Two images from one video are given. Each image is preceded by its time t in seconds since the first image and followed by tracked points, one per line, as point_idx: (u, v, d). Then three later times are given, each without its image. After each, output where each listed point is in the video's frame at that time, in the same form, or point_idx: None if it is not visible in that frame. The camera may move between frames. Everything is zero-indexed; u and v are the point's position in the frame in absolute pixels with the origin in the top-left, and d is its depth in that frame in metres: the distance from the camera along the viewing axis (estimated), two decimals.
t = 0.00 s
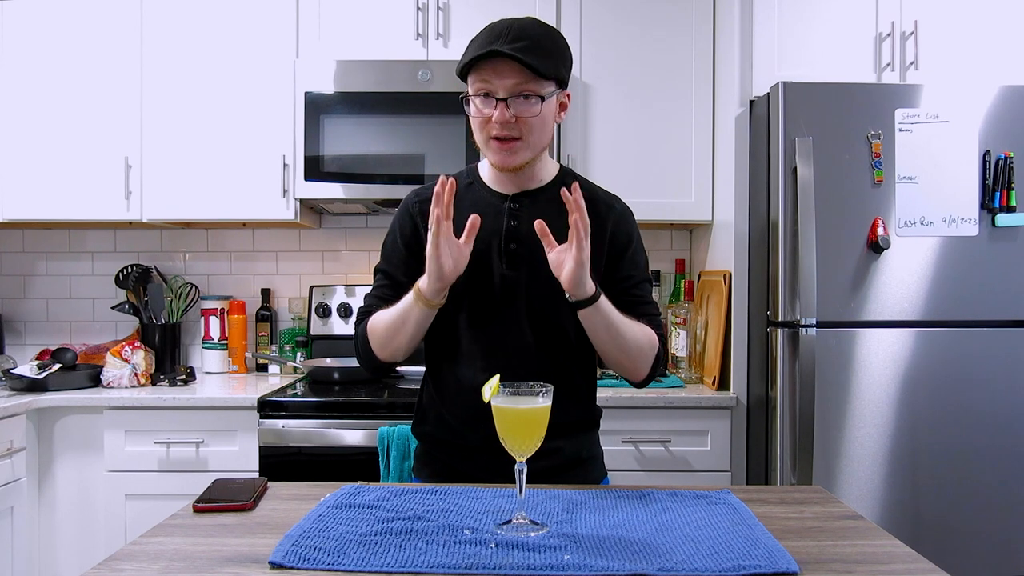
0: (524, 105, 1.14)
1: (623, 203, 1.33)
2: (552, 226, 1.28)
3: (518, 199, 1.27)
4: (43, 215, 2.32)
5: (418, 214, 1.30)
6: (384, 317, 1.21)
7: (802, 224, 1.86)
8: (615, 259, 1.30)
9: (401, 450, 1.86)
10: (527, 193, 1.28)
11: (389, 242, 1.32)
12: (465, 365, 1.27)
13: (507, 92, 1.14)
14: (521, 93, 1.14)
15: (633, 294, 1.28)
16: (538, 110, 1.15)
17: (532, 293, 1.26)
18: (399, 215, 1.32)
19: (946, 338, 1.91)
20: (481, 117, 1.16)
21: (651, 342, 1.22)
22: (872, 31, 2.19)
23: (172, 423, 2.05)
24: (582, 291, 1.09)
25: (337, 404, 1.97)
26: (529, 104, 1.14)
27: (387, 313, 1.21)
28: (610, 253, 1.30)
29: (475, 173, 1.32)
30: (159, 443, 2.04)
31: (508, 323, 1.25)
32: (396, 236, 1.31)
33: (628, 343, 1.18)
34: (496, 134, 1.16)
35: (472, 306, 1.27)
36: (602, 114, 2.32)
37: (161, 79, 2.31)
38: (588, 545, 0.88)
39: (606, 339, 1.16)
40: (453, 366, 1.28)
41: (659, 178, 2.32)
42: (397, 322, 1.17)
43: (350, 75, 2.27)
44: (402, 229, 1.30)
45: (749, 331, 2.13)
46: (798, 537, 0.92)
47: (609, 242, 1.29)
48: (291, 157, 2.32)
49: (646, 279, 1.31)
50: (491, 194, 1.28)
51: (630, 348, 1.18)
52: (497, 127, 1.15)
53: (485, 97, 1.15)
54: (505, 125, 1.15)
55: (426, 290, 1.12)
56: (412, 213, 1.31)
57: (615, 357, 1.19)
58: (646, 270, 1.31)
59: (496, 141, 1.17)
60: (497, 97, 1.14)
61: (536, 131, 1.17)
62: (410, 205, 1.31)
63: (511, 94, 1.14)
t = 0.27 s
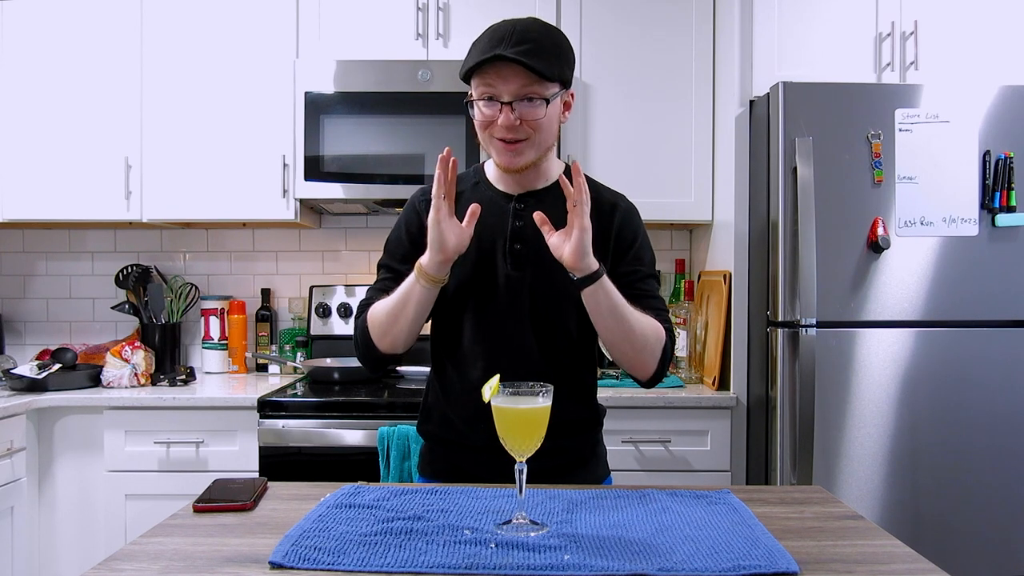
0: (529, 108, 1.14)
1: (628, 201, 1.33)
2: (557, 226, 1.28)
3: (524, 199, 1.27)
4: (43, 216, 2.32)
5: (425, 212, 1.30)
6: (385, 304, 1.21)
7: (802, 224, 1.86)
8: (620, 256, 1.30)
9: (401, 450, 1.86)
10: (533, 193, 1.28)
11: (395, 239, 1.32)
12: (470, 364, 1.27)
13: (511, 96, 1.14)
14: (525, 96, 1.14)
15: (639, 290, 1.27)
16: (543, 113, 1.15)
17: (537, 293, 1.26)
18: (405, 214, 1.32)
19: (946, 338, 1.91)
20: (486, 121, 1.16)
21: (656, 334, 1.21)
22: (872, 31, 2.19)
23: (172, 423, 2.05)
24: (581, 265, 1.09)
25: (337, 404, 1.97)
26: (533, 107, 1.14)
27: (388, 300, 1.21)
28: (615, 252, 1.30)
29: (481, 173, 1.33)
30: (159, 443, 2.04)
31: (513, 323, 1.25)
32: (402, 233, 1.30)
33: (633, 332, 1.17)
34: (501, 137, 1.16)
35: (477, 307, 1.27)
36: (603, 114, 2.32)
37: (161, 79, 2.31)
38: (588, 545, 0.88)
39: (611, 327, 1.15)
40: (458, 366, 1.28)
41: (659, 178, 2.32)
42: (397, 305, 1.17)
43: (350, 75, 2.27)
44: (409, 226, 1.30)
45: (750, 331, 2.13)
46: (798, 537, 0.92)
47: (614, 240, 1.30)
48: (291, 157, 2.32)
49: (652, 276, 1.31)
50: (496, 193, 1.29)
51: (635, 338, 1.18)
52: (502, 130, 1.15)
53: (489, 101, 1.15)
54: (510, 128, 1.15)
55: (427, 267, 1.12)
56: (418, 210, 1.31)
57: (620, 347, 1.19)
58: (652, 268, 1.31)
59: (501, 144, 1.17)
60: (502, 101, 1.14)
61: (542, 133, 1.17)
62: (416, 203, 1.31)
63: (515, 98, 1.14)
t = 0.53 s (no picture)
0: (533, 115, 1.15)
1: (630, 201, 1.33)
2: (559, 228, 1.27)
3: (524, 201, 1.27)
4: (43, 216, 2.32)
5: (426, 215, 1.30)
6: (395, 317, 1.21)
7: (802, 224, 1.86)
8: (621, 258, 1.30)
9: (401, 450, 1.86)
10: (535, 195, 1.28)
11: (397, 243, 1.32)
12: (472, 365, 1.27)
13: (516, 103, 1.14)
14: (530, 103, 1.14)
15: (639, 293, 1.28)
16: (547, 120, 1.16)
17: (539, 294, 1.26)
18: (407, 217, 1.32)
19: (946, 338, 1.91)
20: (490, 127, 1.16)
21: (652, 337, 1.21)
22: (872, 31, 2.19)
23: (172, 423, 2.05)
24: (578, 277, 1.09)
25: (337, 404, 1.97)
26: (537, 114, 1.15)
27: (398, 313, 1.21)
28: (616, 253, 1.30)
29: (482, 175, 1.32)
30: (159, 443, 2.04)
31: (515, 325, 1.25)
32: (405, 236, 1.30)
33: (627, 337, 1.17)
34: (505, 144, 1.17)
35: (479, 309, 1.27)
36: (603, 114, 2.32)
37: (161, 79, 2.31)
38: (588, 545, 0.88)
39: (605, 332, 1.15)
40: (461, 368, 1.28)
41: (659, 178, 2.32)
42: (408, 321, 1.18)
43: (350, 75, 2.27)
44: (410, 230, 1.30)
45: (749, 331, 2.13)
46: (798, 537, 0.92)
47: (615, 241, 1.29)
48: (291, 157, 2.32)
49: (653, 277, 1.31)
50: (496, 195, 1.29)
51: (629, 342, 1.17)
52: (507, 138, 1.16)
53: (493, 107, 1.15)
54: (515, 136, 1.15)
55: (436, 288, 1.12)
56: (419, 214, 1.31)
57: (615, 352, 1.18)
58: (653, 269, 1.31)
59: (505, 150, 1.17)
60: (506, 109, 1.14)
61: (545, 138, 1.18)
62: (417, 206, 1.31)
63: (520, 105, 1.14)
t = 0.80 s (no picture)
0: (529, 117, 1.15)
1: (631, 204, 1.32)
2: (559, 230, 1.27)
3: (524, 202, 1.27)
4: (43, 215, 2.32)
5: (425, 219, 1.30)
6: (405, 339, 1.20)
7: (802, 224, 1.86)
8: (621, 261, 1.30)
9: (401, 450, 1.86)
10: (534, 196, 1.27)
11: (397, 247, 1.32)
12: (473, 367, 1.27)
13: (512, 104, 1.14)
14: (526, 105, 1.14)
15: (638, 297, 1.28)
16: (542, 122, 1.16)
17: (539, 296, 1.26)
18: (406, 220, 1.32)
19: (946, 338, 1.91)
20: (486, 127, 1.17)
21: (651, 350, 1.22)
22: (872, 31, 2.19)
23: (172, 423, 2.05)
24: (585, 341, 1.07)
25: (337, 404, 1.97)
26: (533, 115, 1.15)
27: (410, 337, 1.20)
28: (616, 255, 1.30)
29: (480, 175, 1.32)
30: (159, 443, 2.04)
31: (515, 327, 1.26)
32: (404, 240, 1.30)
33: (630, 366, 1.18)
34: (500, 144, 1.18)
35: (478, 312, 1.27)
36: (603, 114, 2.32)
37: (161, 79, 2.31)
38: (588, 545, 0.88)
39: (607, 368, 1.17)
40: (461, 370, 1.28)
41: (659, 178, 2.32)
42: (411, 353, 1.17)
43: (350, 75, 2.27)
44: (409, 234, 1.30)
45: (749, 331, 2.13)
46: (798, 537, 0.92)
47: (616, 244, 1.29)
48: (291, 157, 2.32)
49: (652, 282, 1.31)
50: (494, 195, 1.29)
51: (632, 369, 1.19)
52: (501, 138, 1.17)
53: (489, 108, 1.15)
54: (509, 136, 1.16)
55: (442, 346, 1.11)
56: (417, 217, 1.30)
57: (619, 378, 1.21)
58: (652, 272, 1.32)
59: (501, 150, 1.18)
60: (501, 109, 1.15)
61: (541, 139, 1.18)
62: (416, 210, 1.31)
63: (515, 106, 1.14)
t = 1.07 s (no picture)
0: (530, 103, 1.15)
1: (632, 203, 1.33)
2: (561, 228, 1.27)
3: (525, 200, 1.27)
4: (43, 216, 2.32)
5: (425, 217, 1.30)
6: (404, 350, 1.19)
7: (802, 224, 1.86)
8: (622, 260, 1.30)
9: (401, 450, 1.86)
10: (535, 193, 1.27)
11: (398, 247, 1.32)
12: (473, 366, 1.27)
13: (512, 90, 1.14)
14: (526, 90, 1.14)
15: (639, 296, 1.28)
16: (543, 108, 1.16)
17: (540, 293, 1.26)
18: (406, 219, 1.32)
19: (946, 338, 1.91)
20: (487, 116, 1.17)
21: (650, 350, 1.22)
22: (872, 31, 2.19)
23: (172, 423, 2.05)
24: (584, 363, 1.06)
25: (337, 404, 1.97)
26: (534, 102, 1.15)
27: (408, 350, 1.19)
28: (617, 255, 1.30)
29: (481, 174, 1.32)
30: (159, 443, 2.04)
31: (516, 325, 1.25)
32: (406, 239, 1.31)
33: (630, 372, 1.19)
34: (501, 132, 1.17)
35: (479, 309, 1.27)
36: (603, 114, 2.32)
37: (161, 79, 2.31)
38: (588, 545, 0.88)
39: (607, 373, 1.18)
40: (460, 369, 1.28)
41: (659, 178, 2.32)
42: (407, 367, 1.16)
43: (349, 75, 2.27)
44: (410, 232, 1.31)
45: (749, 331, 2.13)
46: (798, 537, 0.92)
47: (617, 243, 1.29)
48: (291, 157, 2.32)
49: (653, 281, 1.31)
50: (496, 193, 1.28)
51: (633, 375, 1.20)
52: (502, 125, 1.16)
53: (489, 95, 1.15)
54: (509, 123, 1.15)
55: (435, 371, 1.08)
56: (418, 215, 1.30)
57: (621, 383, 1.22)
58: (653, 271, 1.32)
59: (502, 139, 1.18)
60: (501, 96, 1.15)
61: (542, 127, 1.17)
62: (417, 208, 1.31)
63: (515, 92, 1.14)
